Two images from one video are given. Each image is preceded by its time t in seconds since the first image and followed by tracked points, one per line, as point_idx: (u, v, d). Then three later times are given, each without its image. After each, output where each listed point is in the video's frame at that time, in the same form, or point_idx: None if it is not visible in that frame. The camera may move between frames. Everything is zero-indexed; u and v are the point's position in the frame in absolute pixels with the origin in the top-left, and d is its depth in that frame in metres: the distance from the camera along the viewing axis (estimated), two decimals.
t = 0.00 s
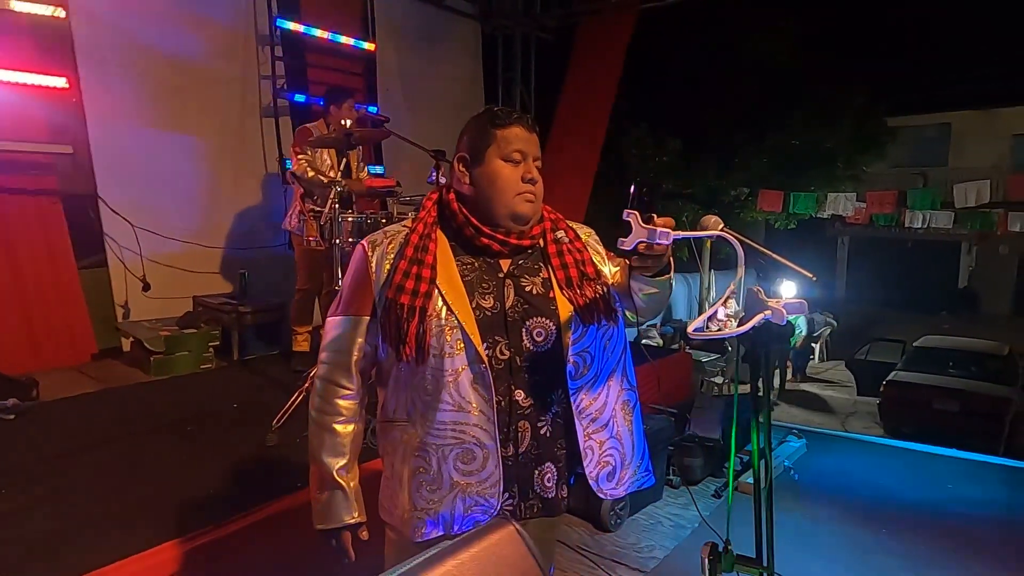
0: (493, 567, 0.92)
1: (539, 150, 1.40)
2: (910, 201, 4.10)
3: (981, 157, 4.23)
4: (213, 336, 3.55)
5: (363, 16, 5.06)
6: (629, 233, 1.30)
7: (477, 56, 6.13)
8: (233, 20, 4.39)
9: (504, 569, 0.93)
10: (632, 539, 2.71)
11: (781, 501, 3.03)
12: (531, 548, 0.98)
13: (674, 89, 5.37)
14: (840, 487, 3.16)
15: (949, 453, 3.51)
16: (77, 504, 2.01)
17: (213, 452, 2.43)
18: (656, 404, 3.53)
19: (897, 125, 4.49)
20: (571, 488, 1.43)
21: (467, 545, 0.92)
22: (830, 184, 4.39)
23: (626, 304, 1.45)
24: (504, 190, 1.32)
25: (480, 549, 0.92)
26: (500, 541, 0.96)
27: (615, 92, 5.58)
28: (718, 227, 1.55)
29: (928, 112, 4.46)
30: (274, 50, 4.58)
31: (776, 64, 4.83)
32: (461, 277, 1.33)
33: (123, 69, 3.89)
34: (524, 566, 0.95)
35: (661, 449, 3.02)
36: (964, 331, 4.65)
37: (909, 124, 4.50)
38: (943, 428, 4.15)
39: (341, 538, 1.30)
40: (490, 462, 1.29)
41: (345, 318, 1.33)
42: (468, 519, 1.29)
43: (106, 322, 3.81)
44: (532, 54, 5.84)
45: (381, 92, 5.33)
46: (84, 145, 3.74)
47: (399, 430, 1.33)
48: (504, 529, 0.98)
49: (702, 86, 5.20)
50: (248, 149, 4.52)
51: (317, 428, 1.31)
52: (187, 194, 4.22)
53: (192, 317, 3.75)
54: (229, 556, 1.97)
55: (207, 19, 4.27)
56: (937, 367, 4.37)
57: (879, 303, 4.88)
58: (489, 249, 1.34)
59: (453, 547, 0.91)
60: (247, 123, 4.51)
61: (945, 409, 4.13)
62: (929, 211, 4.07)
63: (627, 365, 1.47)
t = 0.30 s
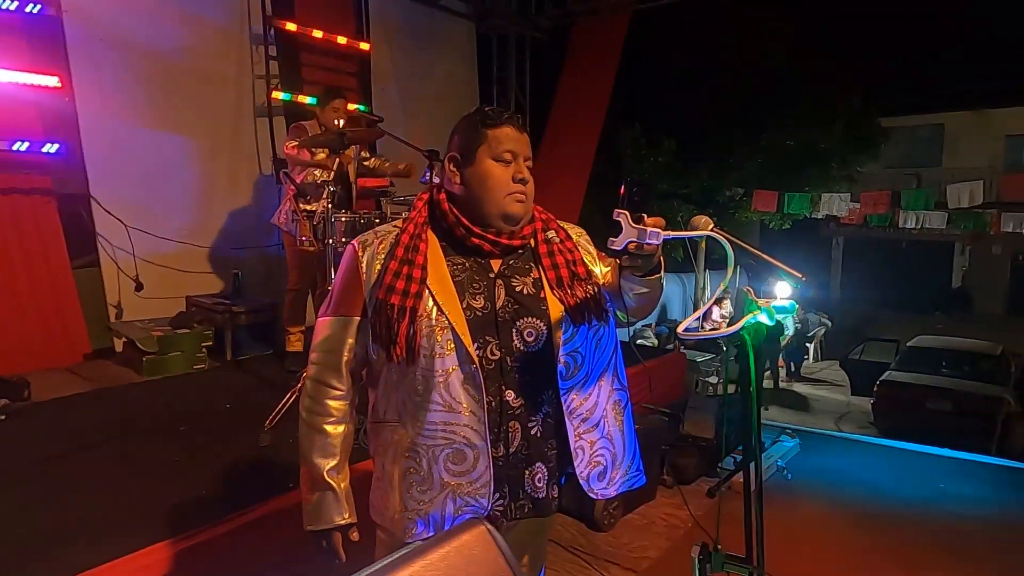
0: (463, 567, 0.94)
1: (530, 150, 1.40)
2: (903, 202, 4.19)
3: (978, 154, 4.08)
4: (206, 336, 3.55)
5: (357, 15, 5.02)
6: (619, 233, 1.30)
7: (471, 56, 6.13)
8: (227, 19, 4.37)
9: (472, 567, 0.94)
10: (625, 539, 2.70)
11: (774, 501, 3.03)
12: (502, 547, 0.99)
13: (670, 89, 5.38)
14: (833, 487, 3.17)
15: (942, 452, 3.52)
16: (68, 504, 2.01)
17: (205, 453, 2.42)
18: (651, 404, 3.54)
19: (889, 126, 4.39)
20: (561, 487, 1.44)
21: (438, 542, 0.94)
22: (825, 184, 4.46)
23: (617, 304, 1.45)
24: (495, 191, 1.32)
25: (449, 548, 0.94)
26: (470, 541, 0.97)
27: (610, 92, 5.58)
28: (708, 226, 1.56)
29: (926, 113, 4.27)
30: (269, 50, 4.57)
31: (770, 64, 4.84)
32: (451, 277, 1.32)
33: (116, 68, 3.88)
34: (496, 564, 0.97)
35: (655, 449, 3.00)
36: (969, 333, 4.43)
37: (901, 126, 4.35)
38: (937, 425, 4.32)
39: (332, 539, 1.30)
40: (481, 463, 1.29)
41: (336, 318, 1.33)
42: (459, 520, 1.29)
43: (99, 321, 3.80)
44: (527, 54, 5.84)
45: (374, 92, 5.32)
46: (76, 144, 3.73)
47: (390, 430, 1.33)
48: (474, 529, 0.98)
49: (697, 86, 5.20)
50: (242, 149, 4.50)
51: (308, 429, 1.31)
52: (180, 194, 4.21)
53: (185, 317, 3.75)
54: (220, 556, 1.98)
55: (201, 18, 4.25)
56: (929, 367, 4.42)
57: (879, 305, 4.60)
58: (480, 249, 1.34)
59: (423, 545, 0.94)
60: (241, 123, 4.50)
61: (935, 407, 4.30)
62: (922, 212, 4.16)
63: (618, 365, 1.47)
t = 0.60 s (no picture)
0: (442, 570, 0.82)
1: (522, 150, 1.40)
2: (898, 201, 4.15)
3: (969, 155, 4.12)
4: (199, 336, 3.54)
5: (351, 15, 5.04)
6: (611, 232, 1.31)
7: (466, 56, 6.13)
8: (221, 18, 4.35)
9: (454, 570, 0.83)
10: (618, 538, 2.71)
11: (767, 501, 3.03)
12: (489, 550, 0.88)
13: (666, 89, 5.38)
14: (827, 486, 3.18)
15: (933, 451, 3.54)
16: (58, 504, 2.00)
17: (198, 453, 2.42)
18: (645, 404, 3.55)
19: (883, 127, 4.41)
20: (554, 487, 1.44)
21: (416, 541, 0.83)
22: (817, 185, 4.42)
23: (609, 303, 1.46)
24: (486, 190, 1.32)
25: (429, 548, 0.82)
26: (451, 539, 0.86)
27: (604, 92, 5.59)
28: (700, 226, 1.57)
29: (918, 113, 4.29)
30: (263, 49, 4.56)
31: (764, 65, 4.86)
32: (443, 278, 1.32)
33: (109, 67, 3.86)
34: (480, 564, 0.86)
35: (649, 449, 3.01)
36: (960, 332, 4.48)
37: (894, 126, 4.38)
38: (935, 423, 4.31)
39: (324, 540, 1.30)
40: (473, 462, 1.29)
41: (328, 318, 1.33)
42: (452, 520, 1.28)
43: (91, 322, 3.79)
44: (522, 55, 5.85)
45: (370, 92, 5.32)
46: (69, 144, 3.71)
47: (382, 431, 1.33)
48: (455, 526, 0.87)
49: (691, 86, 5.22)
50: (235, 148, 4.49)
51: (300, 430, 1.31)
52: (174, 194, 4.20)
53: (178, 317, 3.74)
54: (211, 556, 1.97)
55: (195, 17, 4.24)
56: (924, 366, 4.44)
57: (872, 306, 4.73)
58: (471, 249, 1.34)
59: (401, 544, 0.82)
60: (235, 123, 4.48)
61: (930, 407, 4.31)
62: (916, 212, 4.13)
63: (611, 364, 1.47)
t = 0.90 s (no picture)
0: (428, 563, 0.94)
1: (514, 148, 1.39)
2: (894, 201, 4.21)
3: (967, 155, 4.09)
4: (195, 337, 3.54)
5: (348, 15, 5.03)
6: (605, 233, 1.31)
7: (463, 56, 6.12)
8: (216, 18, 4.35)
9: (437, 565, 0.95)
10: (615, 539, 2.70)
11: (764, 501, 3.03)
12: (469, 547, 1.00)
13: (663, 89, 5.38)
14: (824, 485, 3.18)
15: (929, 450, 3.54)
16: (52, 505, 1.99)
17: (192, 454, 2.41)
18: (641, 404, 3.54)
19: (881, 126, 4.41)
20: (548, 486, 1.44)
21: (404, 538, 0.94)
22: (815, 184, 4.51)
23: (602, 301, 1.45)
24: (479, 189, 1.32)
25: (413, 546, 0.94)
26: (435, 537, 0.97)
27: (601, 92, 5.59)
28: (695, 225, 1.56)
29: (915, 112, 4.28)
30: (258, 49, 4.55)
31: (760, 65, 4.86)
32: (435, 278, 1.32)
33: (104, 67, 3.85)
34: (461, 560, 0.98)
35: (645, 449, 3.00)
36: (959, 332, 4.46)
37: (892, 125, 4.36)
38: (933, 424, 4.34)
39: (319, 541, 1.30)
40: (467, 462, 1.28)
41: (321, 319, 1.33)
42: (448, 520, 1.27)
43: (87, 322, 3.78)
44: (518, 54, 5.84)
45: (366, 92, 5.31)
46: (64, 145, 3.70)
47: (376, 431, 1.33)
48: (439, 524, 0.99)
49: (687, 86, 5.22)
50: (231, 148, 4.48)
51: (294, 431, 1.30)
52: (169, 194, 4.19)
53: (174, 318, 3.73)
54: (206, 557, 1.97)
55: (190, 17, 4.23)
56: (919, 365, 4.46)
57: (871, 306, 4.65)
58: (464, 248, 1.34)
59: (387, 541, 0.94)
60: (231, 123, 4.48)
61: (927, 407, 4.33)
62: (913, 212, 4.17)
63: (605, 362, 1.47)
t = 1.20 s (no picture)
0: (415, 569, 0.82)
1: (511, 146, 1.39)
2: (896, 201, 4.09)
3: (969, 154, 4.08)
4: (197, 336, 3.55)
5: (349, 15, 5.04)
6: (606, 233, 1.31)
7: (466, 56, 6.12)
8: (219, 18, 4.35)
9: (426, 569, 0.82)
10: (616, 538, 2.70)
11: (765, 502, 3.02)
12: (462, 555, 0.87)
13: (664, 89, 5.38)
14: (826, 486, 3.17)
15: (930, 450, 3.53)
16: (52, 505, 1.99)
17: (193, 453, 2.42)
18: (641, 404, 3.53)
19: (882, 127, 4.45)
20: (549, 485, 1.44)
21: (388, 540, 0.82)
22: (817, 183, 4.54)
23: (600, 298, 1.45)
24: (477, 189, 1.32)
25: (400, 547, 0.82)
26: (424, 538, 0.85)
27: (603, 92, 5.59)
28: (695, 226, 1.56)
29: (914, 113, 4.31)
30: (260, 49, 4.55)
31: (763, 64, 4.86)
32: (433, 278, 1.32)
33: (107, 67, 3.86)
34: (452, 565, 0.85)
35: (647, 449, 3.00)
36: (961, 333, 4.56)
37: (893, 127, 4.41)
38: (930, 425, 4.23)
39: (320, 542, 1.30)
40: (467, 462, 1.28)
41: (319, 322, 1.33)
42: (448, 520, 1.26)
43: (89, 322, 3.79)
44: (520, 54, 5.85)
45: (369, 93, 5.32)
46: (67, 144, 3.71)
47: (375, 432, 1.33)
48: (428, 524, 0.86)
49: (689, 87, 5.23)
50: (233, 148, 4.49)
51: (294, 433, 1.30)
52: (171, 194, 4.20)
53: (176, 317, 3.75)
54: (206, 557, 1.97)
55: (193, 17, 4.23)
56: (921, 366, 4.39)
57: (872, 306, 4.85)
58: (462, 248, 1.34)
59: (372, 543, 0.82)
60: (233, 122, 4.48)
61: (929, 407, 4.21)
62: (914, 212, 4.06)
63: (603, 359, 1.47)
